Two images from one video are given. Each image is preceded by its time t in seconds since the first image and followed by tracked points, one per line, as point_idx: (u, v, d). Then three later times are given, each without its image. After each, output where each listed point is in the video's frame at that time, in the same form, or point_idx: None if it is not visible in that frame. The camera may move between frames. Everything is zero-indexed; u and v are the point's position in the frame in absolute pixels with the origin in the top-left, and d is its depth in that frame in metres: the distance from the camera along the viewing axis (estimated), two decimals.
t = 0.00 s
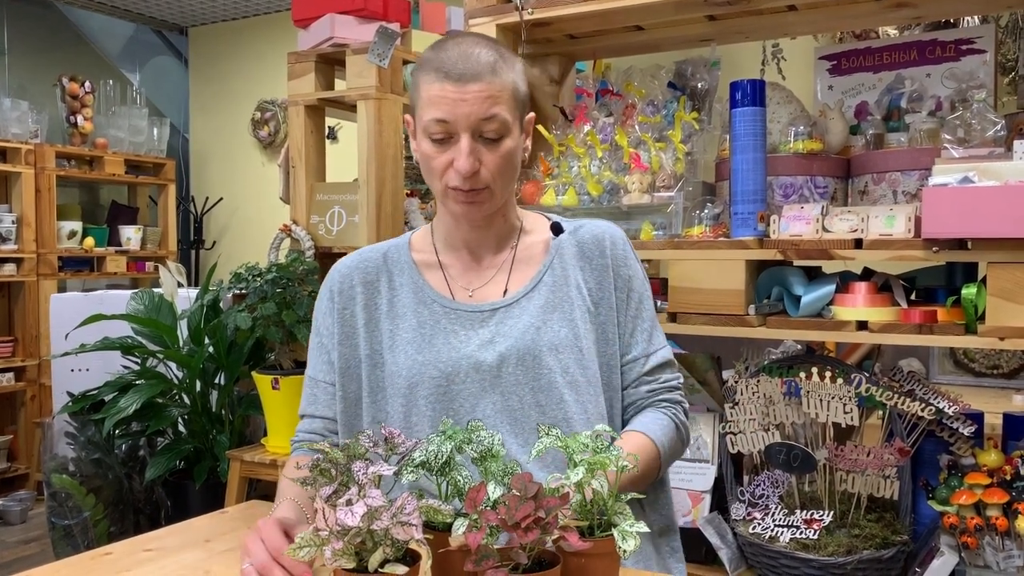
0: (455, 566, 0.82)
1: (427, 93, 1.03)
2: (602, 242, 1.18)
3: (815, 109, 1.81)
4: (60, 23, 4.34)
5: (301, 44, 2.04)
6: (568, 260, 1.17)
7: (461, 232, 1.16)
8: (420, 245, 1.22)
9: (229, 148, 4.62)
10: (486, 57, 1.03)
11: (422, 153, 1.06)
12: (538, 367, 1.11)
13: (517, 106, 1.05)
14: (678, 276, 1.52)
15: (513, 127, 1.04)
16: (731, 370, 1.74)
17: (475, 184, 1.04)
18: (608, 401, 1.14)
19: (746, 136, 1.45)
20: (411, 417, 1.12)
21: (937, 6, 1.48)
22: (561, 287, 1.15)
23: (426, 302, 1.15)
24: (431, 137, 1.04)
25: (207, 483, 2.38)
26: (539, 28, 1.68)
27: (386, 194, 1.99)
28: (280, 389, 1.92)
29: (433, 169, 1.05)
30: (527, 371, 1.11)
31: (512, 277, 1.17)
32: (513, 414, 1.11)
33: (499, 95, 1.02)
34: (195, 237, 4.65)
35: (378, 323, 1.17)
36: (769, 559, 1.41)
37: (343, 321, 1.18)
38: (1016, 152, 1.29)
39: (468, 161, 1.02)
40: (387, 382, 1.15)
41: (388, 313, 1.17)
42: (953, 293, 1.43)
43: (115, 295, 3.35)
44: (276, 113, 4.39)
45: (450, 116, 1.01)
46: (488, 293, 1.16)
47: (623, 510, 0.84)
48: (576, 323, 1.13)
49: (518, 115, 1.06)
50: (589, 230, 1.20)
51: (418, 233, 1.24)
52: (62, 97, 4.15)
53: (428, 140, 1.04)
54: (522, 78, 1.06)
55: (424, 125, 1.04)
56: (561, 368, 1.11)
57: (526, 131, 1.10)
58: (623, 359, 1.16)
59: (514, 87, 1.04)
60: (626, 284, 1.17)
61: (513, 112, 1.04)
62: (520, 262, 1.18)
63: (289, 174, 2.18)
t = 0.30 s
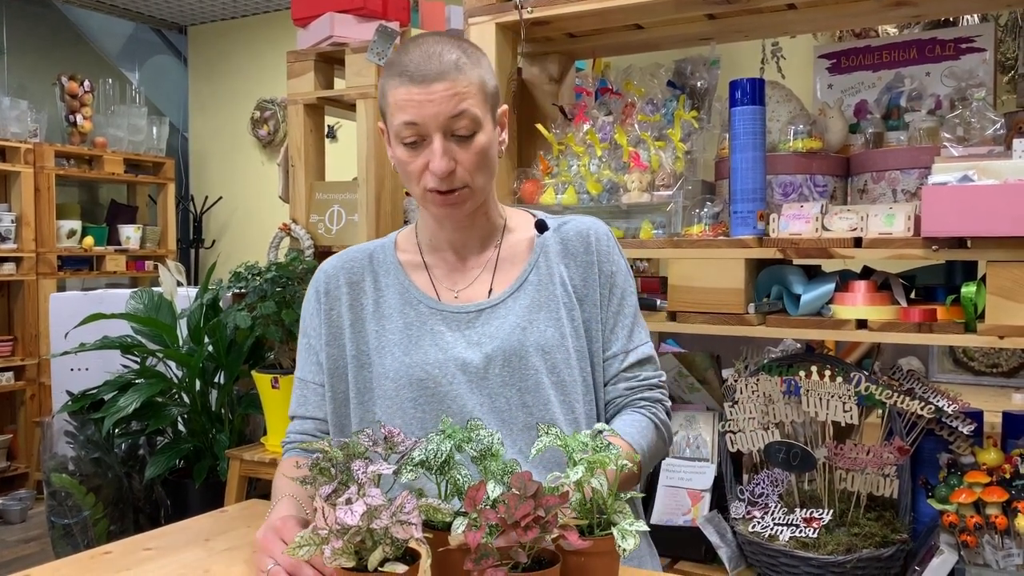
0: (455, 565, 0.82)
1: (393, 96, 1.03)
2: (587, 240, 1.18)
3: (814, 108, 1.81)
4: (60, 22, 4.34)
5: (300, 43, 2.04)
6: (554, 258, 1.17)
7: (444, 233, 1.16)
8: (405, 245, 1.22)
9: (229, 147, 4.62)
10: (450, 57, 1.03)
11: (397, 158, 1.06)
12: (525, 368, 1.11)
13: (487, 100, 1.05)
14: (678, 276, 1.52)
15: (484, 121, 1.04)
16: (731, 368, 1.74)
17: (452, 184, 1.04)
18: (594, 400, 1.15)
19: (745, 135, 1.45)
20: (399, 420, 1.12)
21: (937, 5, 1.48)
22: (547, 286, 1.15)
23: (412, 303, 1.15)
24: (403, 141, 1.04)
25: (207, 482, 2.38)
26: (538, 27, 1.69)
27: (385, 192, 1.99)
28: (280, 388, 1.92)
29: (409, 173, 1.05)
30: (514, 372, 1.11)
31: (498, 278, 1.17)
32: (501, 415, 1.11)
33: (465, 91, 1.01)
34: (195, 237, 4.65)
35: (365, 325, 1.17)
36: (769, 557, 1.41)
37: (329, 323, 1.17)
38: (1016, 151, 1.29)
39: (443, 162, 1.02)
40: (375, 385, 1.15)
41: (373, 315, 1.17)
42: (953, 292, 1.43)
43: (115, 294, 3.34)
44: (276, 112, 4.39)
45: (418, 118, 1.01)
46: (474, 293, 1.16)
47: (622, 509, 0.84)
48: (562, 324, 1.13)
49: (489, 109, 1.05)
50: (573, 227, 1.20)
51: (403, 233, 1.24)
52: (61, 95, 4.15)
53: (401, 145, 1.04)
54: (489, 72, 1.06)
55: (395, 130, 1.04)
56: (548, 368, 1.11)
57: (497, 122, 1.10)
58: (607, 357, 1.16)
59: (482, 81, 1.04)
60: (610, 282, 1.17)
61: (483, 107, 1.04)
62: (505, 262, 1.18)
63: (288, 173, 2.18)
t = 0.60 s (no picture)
0: (457, 565, 0.82)
1: (389, 94, 1.03)
2: (580, 238, 1.18)
3: (815, 108, 1.81)
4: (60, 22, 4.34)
5: (301, 43, 2.04)
6: (547, 256, 1.16)
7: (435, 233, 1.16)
8: (397, 245, 1.22)
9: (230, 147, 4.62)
10: (447, 56, 1.03)
11: (391, 157, 1.06)
12: (517, 368, 1.11)
13: (483, 101, 1.05)
14: (678, 276, 1.52)
15: (480, 121, 1.04)
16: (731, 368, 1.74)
17: (448, 183, 1.04)
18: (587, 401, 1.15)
19: (746, 135, 1.45)
20: (391, 420, 1.13)
21: (938, 6, 1.48)
22: (540, 285, 1.14)
23: (403, 302, 1.15)
24: (398, 139, 1.04)
25: (207, 482, 2.38)
26: (539, 27, 1.69)
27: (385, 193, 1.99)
28: (280, 387, 1.92)
29: (404, 173, 1.04)
30: (505, 372, 1.11)
31: (489, 276, 1.16)
32: (493, 416, 1.11)
33: (462, 89, 1.02)
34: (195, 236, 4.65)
35: (357, 324, 1.17)
36: (769, 557, 1.41)
37: (321, 321, 1.17)
38: (1016, 151, 1.29)
39: (439, 160, 1.02)
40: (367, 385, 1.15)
41: (365, 314, 1.16)
42: (952, 293, 1.42)
43: (116, 294, 3.35)
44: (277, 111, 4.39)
45: (415, 115, 1.01)
46: (465, 291, 1.15)
47: (623, 509, 0.84)
48: (554, 323, 1.13)
49: (484, 109, 1.05)
50: (567, 226, 1.20)
51: (395, 232, 1.24)
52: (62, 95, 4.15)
53: (396, 143, 1.04)
54: (485, 73, 1.06)
55: (390, 127, 1.04)
56: (539, 368, 1.11)
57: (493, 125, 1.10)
58: (599, 357, 1.16)
59: (478, 82, 1.04)
60: (603, 282, 1.17)
61: (479, 107, 1.04)
62: (497, 260, 1.17)
63: (289, 173, 2.18)
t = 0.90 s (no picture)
0: (460, 565, 0.82)
1: (380, 100, 1.02)
2: (572, 237, 1.19)
3: (818, 110, 1.82)
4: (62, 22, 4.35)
5: (303, 44, 2.04)
6: (540, 256, 1.17)
7: (425, 234, 1.16)
8: (386, 249, 1.22)
9: (232, 147, 4.62)
10: (437, 60, 1.03)
11: (381, 162, 1.05)
12: (516, 369, 1.11)
13: (472, 103, 1.05)
14: (680, 278, 1.52)
15: (471, 125, 1.04)
16: (732, 370, 1.74)
17: (440, 188, 1.05)
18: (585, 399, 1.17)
19: (748, 136, 1.45)
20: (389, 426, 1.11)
21: (942, 8, 1.48)
22: (534, 284, 1.15)
23: (397, 306, 1.14)
24: (389, 146, 1.03)
25: (208, 482, 2.41)
26: (541, 28, 1.69)
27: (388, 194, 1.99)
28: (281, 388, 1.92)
29: (395, 177, 1.04)
30: (503, 374, 1.11)
31: (483, 276, 1.16)
32: (493, 418, 1.11)
33: (454, 95, 1.01)
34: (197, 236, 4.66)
35: (350, 330, 1.16)
36: (770, 560, 1.41)
37: (313, 328, 1.16)
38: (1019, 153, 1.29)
39: (433, 166, 1.02)
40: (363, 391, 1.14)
41: (358, 319, 1.16)
42: (955, 295, 1.44)
43: (118, 294, 3.35)
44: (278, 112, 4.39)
45: (407, 123, 1.01)
46: (460, 293, 1.15)
47: (625, 511, 0.85)
48: (550, 323, 1.13)
49: (473, 111, 1.06)
50: (558, 225, 1.21)
51: (384, 236, 1.24)
52: (64, 95, 4.16)
53: (387, 149, 1.03)
54: (474, 74, 1.06)
55: (381, 135, 1.03)
56: (538, 369, 1.11)
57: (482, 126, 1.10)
58: (591, 355, 1.17)
59: (468, 84, 1.04)
60: (597, 280, 1.17)
61: (470, 111, 1.04)
62: (490, 260, 1.18)
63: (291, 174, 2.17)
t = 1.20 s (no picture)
0: (460, 567, 0.82)
1: (372, 99, 1.02)
2: (573, 239, 1.20)
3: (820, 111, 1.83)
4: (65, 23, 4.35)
5: (306, 45, 2.04)
6: (542, 257, 1.17)
7: (424, 235, 1.16)
8: (384, 250, 1.21)
9: (234, 148, 4.62)
10: (431, 58, 1.02)
11: (374, 162, 1.05)
12: (518, 373, 1.11)
13: (468, 103, 1.05)
14: (682, 279, 1.52)
15: (466, 126, 1.04)
16: (734, 372, 1.74)
17: (433, 189, 1.04)
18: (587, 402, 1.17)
19: (751, 137, 1.45)
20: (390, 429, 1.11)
21: (944, 9, 1.48)
22: (536, 286, 1.15)
23: (397, 309, 1.14)
24: (381, 146, 1.03)
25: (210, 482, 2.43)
26: (543, 29, 1.69)
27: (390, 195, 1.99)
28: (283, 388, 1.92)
29: (387, 178, 1.04)
30: (506, 377, 1.11)
31: (484, 277, 1.17)
32: (496, 422, 1.11)
33: (446, 95, 1.01)
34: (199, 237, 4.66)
35: (349, 332, 1.15)
36: (772, 562, 1.41)
37: (311, 331, 1.15)
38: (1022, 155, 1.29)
39: (423, 167, 1.02)
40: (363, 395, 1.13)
41: (357, 322, 1.15)
42: (957, 296, 1.43)
43: (120, 295, 3.36)
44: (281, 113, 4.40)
45: (398, 123, 1.01)
46: (460, 295, 1.15)
47: (628, 513, 0.85)
48: (552, 325, 1.14)
49: (469, 112, 1.05)
50: (559, 225, 1.21)
51: (382, 236, 1.24)
52: (66, 96, 4.16)
53: (379, 149, 1.04)
54: (469, 73, 1.06)
55: (373, 134, 1.03)
56: (541, 371, 1.11)
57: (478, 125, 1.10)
58: (605, 355, 1.19)
59: (463, 84, 1.04)
60: (600, 282, 1.18)
61: (464, 112, 1.04)
62: (491, 261, 1.18)
63: (293, 175, 2.18)
